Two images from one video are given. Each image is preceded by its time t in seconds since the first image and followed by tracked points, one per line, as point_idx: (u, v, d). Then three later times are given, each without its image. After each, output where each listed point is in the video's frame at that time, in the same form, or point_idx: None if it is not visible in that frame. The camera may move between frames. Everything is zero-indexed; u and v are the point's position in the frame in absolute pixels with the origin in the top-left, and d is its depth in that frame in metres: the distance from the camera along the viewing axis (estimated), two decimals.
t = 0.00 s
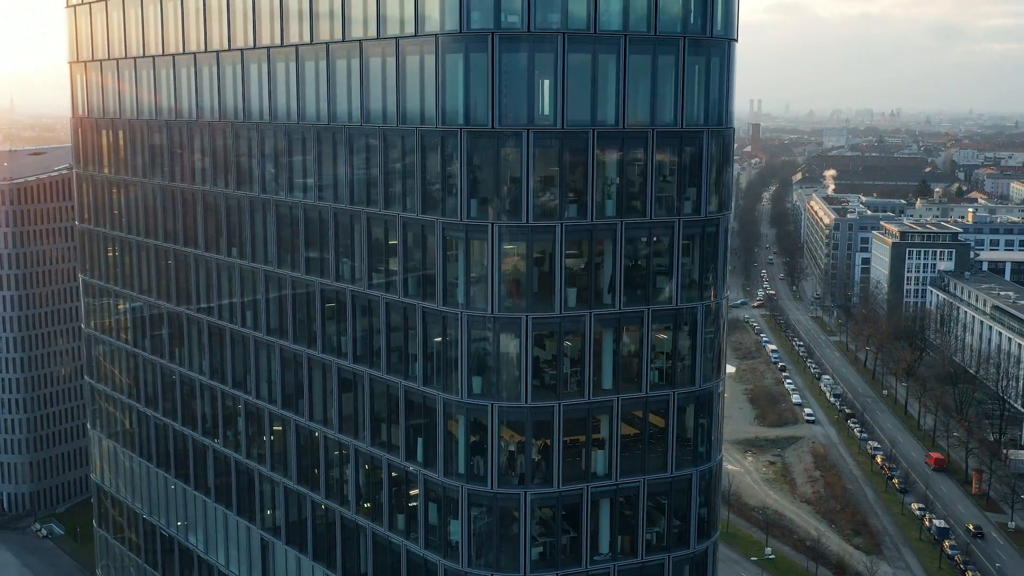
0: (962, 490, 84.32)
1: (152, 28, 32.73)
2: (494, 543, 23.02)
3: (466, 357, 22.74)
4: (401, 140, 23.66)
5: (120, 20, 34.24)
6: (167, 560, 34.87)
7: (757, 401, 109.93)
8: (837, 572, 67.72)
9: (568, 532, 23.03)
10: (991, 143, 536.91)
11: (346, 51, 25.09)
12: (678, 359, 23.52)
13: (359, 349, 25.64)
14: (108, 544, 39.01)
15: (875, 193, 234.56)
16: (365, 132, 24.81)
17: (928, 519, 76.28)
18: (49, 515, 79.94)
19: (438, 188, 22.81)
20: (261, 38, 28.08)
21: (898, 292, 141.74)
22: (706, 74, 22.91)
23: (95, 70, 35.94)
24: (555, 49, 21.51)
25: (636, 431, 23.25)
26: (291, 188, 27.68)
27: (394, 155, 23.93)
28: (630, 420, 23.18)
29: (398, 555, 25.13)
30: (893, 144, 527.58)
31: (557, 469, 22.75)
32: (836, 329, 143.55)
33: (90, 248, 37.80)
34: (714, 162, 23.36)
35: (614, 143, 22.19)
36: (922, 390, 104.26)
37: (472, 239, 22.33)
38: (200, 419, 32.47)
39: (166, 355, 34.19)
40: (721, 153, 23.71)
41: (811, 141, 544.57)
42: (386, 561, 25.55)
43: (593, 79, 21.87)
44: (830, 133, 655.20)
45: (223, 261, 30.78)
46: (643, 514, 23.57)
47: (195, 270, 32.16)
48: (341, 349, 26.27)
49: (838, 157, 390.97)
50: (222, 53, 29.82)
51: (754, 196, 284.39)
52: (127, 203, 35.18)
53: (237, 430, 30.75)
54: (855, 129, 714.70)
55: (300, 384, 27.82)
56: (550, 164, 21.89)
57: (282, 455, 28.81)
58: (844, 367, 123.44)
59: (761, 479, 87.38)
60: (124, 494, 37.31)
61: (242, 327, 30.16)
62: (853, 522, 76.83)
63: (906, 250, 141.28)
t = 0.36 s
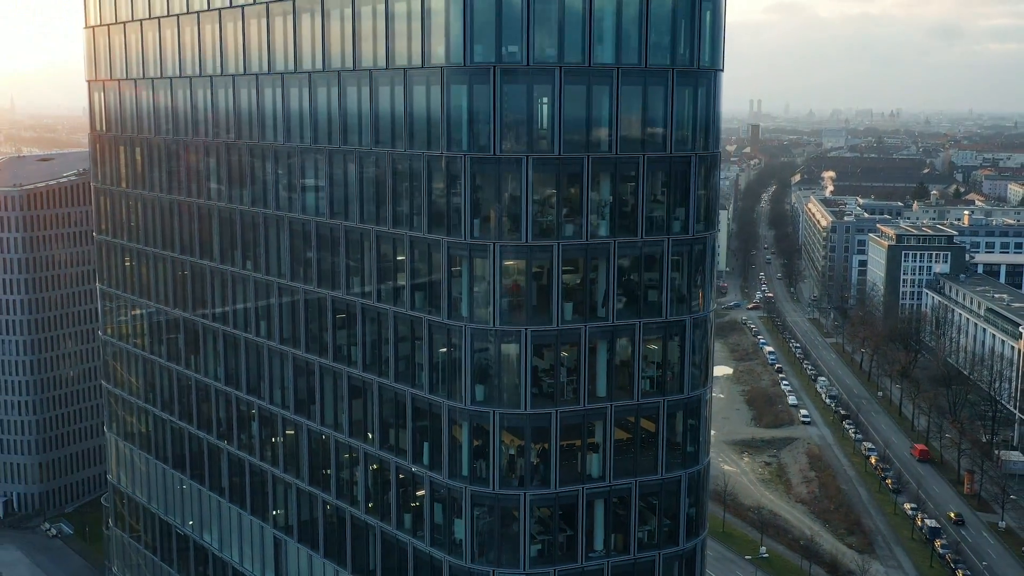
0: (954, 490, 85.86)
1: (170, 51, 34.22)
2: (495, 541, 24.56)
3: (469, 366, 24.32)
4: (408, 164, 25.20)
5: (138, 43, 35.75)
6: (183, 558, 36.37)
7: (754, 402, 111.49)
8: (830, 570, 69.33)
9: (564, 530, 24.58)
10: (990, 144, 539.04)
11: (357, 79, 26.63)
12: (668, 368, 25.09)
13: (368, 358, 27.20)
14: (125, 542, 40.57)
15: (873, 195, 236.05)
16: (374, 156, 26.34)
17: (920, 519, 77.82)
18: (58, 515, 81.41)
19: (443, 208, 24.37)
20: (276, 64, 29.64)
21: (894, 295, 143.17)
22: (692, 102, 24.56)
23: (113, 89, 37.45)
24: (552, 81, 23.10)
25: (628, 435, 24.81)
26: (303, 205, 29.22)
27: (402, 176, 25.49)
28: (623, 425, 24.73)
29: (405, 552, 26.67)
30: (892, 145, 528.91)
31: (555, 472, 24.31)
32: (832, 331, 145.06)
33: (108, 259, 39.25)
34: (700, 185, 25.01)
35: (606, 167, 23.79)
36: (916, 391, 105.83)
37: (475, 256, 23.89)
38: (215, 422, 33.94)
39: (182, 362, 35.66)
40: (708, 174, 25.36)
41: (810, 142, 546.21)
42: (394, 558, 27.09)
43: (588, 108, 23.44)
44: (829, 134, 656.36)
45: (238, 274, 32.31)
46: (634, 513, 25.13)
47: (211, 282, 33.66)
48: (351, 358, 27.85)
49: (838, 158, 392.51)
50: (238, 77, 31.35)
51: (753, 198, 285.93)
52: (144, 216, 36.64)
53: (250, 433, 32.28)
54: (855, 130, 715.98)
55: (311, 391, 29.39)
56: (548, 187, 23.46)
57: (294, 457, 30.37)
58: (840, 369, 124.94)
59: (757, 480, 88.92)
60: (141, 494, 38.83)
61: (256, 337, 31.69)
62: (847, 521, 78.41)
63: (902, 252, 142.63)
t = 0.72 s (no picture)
0: (946, 490, 87.36)
1: (185, 72, 35.67)
2: (496, 539, 26.15)
3: (471, 375, 25.91)
4: (416, 185, 26.79)
5: (154, 62, 37.22)
6: (197, 556, 37.93)
7: (751, 404, 113.09)
8: (823, 569, 70.89)
9: (561, 529, 26.16)
10: (990, 145, 540.86)
11: (367, 103, 28.15)
12: (659, 376, 26.69)
13: (376, 366, 28.77)
14: (139, 540, 42.16)
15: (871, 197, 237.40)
16: (384, 176, 27.89)
17: (912, 518, 79.31)
18: (66, 515, 82.92)
19: (448, 227, 25.96)
20: (289, 87, 31.13)
21: (890, 298, 144.57)
22: (681, 126, 26.20)
23: (130, 106, 38.92)
24: (551, 108, 24.69)
25: (621, 439, 26.40)
26: (315, 222, 30.77)
27: (409, 196, 27.06)
28: (616, 430, 26.32)
29: (411, 549, 28.25)
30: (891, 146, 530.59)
31: (552, 474, 25.88)
32: (828, 333, 146.65)
33: (124, 268, 40.78)
34: (689, 204, 26.62)
35: (601, 188, 25.38)
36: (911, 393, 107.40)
37: (478, 273, 25.49)
38: (229, 426, 35.50)
39: (196, 368, 37.17)
40: (696, 194, 26.97)
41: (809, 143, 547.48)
42: (400, 555, 28.68)
43: (584, 135, 25.02)
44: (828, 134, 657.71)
45: (251, 285, 33.84)
46: (627, 513, 26.70)
47: (225, 293, 35.18)
48: (360, 366, 29.42)
49: (837, 159, 394.00)
50: (252, 98, 32.84)
51: (751, 200, 287.53)
52: (160, 228, 38.16)
53: (263, 437, 33.85)
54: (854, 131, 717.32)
55: (322, 397, 30.97)
56: (546, 208, 25.05)
57: (306, 459, 31.97)
58: (836, 370, 126.48)
59: (753, 480, 90.48)
60: (155, 494, 40.39)
61: (269, 345, 33.24)
62: (841, 521, 79.94)
63: (897, 255, 143.96)
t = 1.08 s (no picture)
0: (939, 491, 88.92)
1: (200, 92, 37.27)
2: (498, 539, 27.73)
3: (474, 383, 27.50)
4: (422, 204, 28.38)
5: (171, 81, 38.78)
6: (211, 555, 39.52)
7: (748, 405, 114.67)
8: (817, 568, 72.50)
9: (559, 528, 27.73)
10: (990, 146, 542.69)
11: (376, 127, 29.75)
12: (651, 384, 28.28)
13: (384, 374, 30.35)
14: (154, 539, 43.76)
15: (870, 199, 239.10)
16: (392, 195, 29.46)
17: (905, 518, 80.87)
18: (75, 515, 84.58)
19: (452, 244, 27.56)
20: (302, 109, 32.70)
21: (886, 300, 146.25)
22: (671, 149, 27.83)
23: (145, 122, 40.54)
24: (548, 134, 26.31)
25: (615, 443, 27.98)
26: (326, 237, 32.32)
27: (416, 214, 28.66)
28: (610, 435, 27.92)
29: (417, 548, 29.84)
30: (891, 147, 532.45)
31: (550, 477, 27.46)
32: (825, 335, 148.29)
33: (141, 278, 42.34)
34: (679, 222, 28.24)
35: (595, 209, 26.99)
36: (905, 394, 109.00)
37: (480, 288, 27.10)
38: (242, 430, 37.06)
39: (210, 374, 38.73)
40: (686, 213, 28.58)
41: (809, 144, 549.82)
42: (407, 553, 30.28)
43: (580, 158, 26.65)
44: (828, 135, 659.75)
45: (264, 297, 35.40)
46: (621, 514, 28.27)
47: (238, 303, 36.73)
48: (369, 375, 31.01)
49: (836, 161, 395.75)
50: (265, 118, 34.39)
51: (750, 202, 289.30)
52: (175, 240, 39.71)
53: (275, 440, 35.42)
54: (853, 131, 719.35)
55: (332, 403, 32.57)
56: (543, 228, 26.67)
57: (317, 462, 33.57)
58: (832, 372, 128.05)
59: (750, 481, 92.09)
60: (169, 495, 41.98)
61: (281, 353, 34.83)
62: (835, 521, 81.52)
63: (894, 258, 145.59)
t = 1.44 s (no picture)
0: (932, 491, 90.45)
1: (213, 110, 38.88)
2: (498, 538, 29.37)
3: (477, 391, 29.13)
4: (428, 221, 30.02)
5: (185, 100, 40.40)
6: (223, 553, 41.11)
7: (744, 407, 116.28)
8: (810, 567, 74.14)
9: (556, 527, 29.36)
10: (988, 147, 544.82)
11: (384, 148, 31.39)
12: (644, 391, 29.88)
13: (390, 382, 31.97)
14: (166, 538, 45.37)
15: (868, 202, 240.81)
16: (398, 213, 31.11)
17: (898, 518, 82.41)
18: (83, 514, 86.05)
19: (456, 259, 29.25)
20: (313, 129, 34.30)
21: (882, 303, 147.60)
22: (663, 169, 29.48)
23: (160, 137, 42.15)
24: (546, 156, 27.99)
25: (610, 446, 29.58)
26: (335, 251, 33.90)
27: (421, 230, 30.28)
28: (605, 439, 29.51)
29: (422, 546, 31.46)
30: (890, 147, 534.63)
31: (548, 479, 29.05)
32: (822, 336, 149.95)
33: (155, 287, 43.96)
34: (670, 237, 29.87)
35: (591, 227, 28.62)
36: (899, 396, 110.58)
37: (482, 301, 28.76)
38: (254, 434, 38.65)
39: (223, 379, 40.29)
40: (677, 229, 30.18)
41: (808, 146, 551.92)
42: (412, 550, 31.88)
43: (576, 179, 28.32)
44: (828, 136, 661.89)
45: (275, 306, 36.98)
46: (615, 514, 29.86)
47: (250, 312, 38.30)
48: (376, 382, 32.63)
49: (834, 162, 397.57)
50: (276, 137, 36.02)
51: (748, 204, 291.03)
52: (188, 251, 41.29)
53: (286, 443, 37.03)
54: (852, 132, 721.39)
55: (341, 408, 34.20)
56: (541, 245, 28.34)
57: (326, 464, 35.20)
58: (828, 374, 129.67)
59: (746, 481, 93.70)
60: (182, 495, 43.58)
61: (292, 361, 36.40)
62: (829, 521, 83.12)
63: (890, 261, 147.18)
